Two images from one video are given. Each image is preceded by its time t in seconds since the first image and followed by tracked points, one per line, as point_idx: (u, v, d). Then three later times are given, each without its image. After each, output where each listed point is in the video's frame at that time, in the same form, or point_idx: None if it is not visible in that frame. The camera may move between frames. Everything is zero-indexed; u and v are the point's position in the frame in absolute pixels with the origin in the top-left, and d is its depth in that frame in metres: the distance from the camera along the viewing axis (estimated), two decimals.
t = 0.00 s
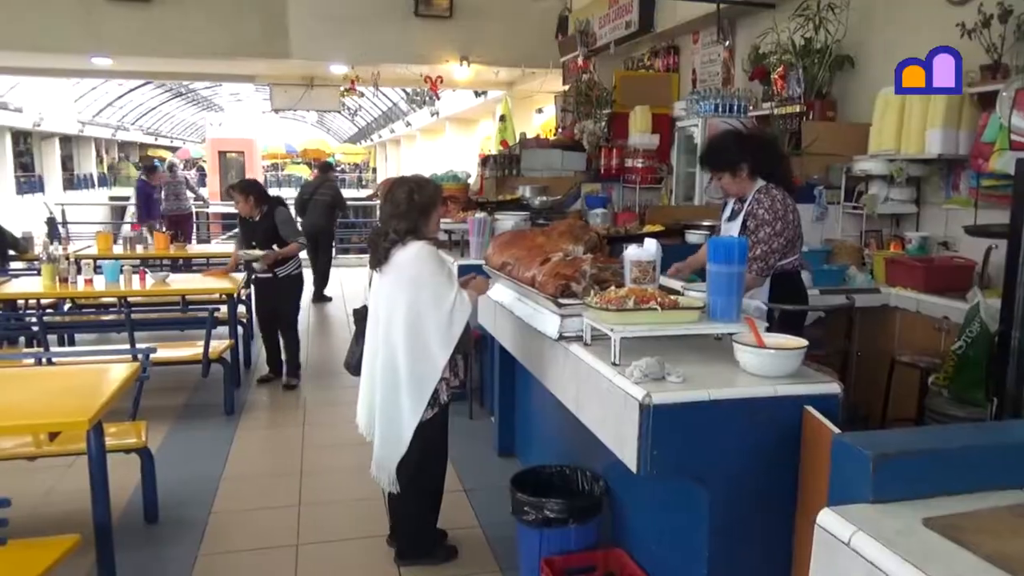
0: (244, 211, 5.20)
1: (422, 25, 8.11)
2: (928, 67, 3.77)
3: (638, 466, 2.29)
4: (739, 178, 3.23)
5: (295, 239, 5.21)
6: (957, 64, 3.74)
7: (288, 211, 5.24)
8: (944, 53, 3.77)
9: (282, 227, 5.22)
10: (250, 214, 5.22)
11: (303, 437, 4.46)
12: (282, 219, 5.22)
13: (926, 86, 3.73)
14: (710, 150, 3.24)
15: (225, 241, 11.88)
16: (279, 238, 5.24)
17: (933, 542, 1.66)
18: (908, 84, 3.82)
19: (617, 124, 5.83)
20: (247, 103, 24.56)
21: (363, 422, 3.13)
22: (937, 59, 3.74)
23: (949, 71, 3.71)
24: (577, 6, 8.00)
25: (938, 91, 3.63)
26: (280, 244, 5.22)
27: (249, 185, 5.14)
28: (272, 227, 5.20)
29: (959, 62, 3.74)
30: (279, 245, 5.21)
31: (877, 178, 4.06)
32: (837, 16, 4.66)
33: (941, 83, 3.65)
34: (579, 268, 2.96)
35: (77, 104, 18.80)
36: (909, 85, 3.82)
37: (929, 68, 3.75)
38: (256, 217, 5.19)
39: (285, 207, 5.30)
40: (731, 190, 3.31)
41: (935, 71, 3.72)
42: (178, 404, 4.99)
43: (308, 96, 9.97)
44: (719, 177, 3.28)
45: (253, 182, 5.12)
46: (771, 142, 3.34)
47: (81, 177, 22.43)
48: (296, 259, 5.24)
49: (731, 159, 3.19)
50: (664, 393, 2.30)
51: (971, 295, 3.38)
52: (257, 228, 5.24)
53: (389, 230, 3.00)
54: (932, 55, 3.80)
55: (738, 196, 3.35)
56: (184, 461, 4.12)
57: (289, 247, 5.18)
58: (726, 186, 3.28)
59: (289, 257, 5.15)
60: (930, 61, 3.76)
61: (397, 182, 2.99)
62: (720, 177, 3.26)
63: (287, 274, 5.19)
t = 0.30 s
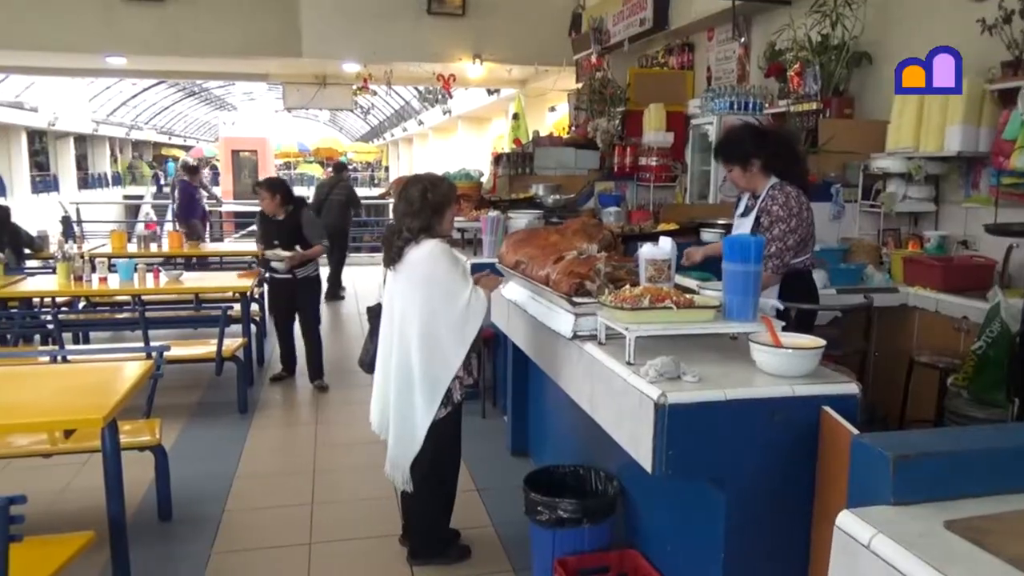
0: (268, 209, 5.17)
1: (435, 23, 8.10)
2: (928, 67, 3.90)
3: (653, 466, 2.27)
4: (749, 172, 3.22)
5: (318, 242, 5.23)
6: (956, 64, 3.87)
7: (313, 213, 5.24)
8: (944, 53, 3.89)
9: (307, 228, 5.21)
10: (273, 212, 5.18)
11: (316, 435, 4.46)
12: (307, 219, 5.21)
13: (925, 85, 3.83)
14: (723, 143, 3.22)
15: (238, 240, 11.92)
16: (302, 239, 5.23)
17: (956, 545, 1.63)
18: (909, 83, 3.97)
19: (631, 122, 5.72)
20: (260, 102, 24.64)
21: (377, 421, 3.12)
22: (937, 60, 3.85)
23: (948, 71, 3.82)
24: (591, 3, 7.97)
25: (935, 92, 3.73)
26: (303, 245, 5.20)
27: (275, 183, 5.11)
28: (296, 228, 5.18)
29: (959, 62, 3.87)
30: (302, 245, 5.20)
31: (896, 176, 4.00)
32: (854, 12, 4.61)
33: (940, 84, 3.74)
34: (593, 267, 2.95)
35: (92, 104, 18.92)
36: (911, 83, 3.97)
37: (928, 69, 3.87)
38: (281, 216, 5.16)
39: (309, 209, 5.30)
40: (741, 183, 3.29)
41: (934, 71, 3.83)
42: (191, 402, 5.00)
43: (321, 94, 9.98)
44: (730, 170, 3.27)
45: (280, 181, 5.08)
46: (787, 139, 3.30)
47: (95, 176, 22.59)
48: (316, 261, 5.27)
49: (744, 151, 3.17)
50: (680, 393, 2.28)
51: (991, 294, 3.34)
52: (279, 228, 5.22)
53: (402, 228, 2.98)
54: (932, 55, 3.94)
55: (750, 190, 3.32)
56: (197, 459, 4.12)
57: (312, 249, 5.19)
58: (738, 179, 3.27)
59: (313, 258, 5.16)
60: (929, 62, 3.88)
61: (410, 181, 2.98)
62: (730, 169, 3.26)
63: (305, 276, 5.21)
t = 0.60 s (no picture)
0: (306, 208, 5.08)
1: (446, 22, 8.08)
2: (928, 67, 4.02)
3: (669, 466, 2.25)
4: (764, 164, 3.20)
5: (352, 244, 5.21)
6: (955, 64, 3.97)
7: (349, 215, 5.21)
8: (945, 53, 3.98)
9: (343, 229, 5.18)
10: (311, 212, 5.09)
11: (329, 435, 4.46)
12: (344, 222, 5.17)
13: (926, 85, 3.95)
14: (738, 135, 3.21)
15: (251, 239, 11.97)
16: (336, 240, 5.18)
17: (978, 546, 1.60)
18: (911, 83, 4.13)
19: (644, 119, 5.73)
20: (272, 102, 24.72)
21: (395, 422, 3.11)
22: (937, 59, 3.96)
23: (948, 70, 3.93)
24: None
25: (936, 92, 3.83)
26: (337, 246, 5.16)
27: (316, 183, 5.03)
28: (334, 229, 5.13)
29: (959, 61, 3.96)
30: (337, 247, 5.17)
31: (913, 171, 3.96)
32: (870, 6, 4.57)
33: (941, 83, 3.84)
34: (607, 266, 2.93)
35: (105, 105, 19.03)
36: (912, 83, 4.13)
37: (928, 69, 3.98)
38: (320, 217, 5.09)
39: (343, 210, 5.25)
40: (755, 176, 3.28)
41: (934, 71, 3.95)
42: (205, 402, 5.01)
43: (333, 93, 9.99)
44: (744, 161, 3.26)
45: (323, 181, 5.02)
46: (803, 134, 3.27)
47: (109, 177, 22.76)
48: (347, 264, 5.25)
49: (759, 143, 3.16)
50: (696, 392, 2.25)
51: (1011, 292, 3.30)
52: (315, 228, 5.14)
53: (416, 228, 2.97)
54: (932, 55, 4.04)
55: (764, 183, 3.29)
56: (211, 459, 4.13)
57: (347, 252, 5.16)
58: (753, 172, 3.26)
59: (349, 261, 5.14)
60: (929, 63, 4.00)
61: (423, 180, 2.98)
62: (744, 160, 3.26)
63: (338, 278, 5.19)
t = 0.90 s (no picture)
0: (335, 211, 4.95)
1: (458, 23, 8.08)
2: (928, 67, 4.15)
3: (681, 471, 2.23)
4: (773, 165, 3.17)
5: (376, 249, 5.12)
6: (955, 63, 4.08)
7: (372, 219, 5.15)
8: (945, 53, 4.10)
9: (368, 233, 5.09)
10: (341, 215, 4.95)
11: (340, 437, 4.46)
12: (371, 225, 5.09)
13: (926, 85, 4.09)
14: (749, 133, 3.17)
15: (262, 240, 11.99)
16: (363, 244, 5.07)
17: (996, 553, 1.58)
18: (912, 84, 4.28)
19: (657, 120, 5.76)
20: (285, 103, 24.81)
21: (411, 423, 3.11)
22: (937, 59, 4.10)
23: (948, 70, 4.08)
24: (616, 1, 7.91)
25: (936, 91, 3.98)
26: (365, 250, 5.05)
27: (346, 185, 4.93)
28: (363, 231, 5.03)
29: (959, 61, 4.04)
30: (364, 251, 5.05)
31: (929, 173, 3.92)
32: (886, 6, 4.53)
33: (941, 82, 4.03)
34: (619, 268, 2.92)
35: (119, 105, 19.13)
36: (913, 83, 4.28)
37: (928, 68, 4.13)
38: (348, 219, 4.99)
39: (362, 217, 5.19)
40: (764, 177, 3.24)
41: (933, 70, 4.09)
42: (216, 403, 5.01)
43: (345, 94, 10.00)
44: (754, 160, 3.22)
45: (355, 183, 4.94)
46: (817, 135, 3.24)
47: (122, 177, 22.89)
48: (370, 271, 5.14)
49: (769, 143, 3.13)
50: (708, 395, 2.23)
51: None
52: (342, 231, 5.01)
53: (428, 229, 2.96)
54: (932, 56, 4.16)
55: (773, 183, 3.25)
56: (223, 459, 4.14)
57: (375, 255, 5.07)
58: (763, 172, 3.21)
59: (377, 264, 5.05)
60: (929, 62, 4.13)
61: (434, 182, 2.97)
62: (754, 160, 3.22)
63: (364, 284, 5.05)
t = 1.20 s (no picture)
0: (362, 216, 4.77)
1: (471, 24, 8.07)
2: (928, 67, 4.20)
3: (696, 474, 2.20)
4: (784, 163, 3.11)
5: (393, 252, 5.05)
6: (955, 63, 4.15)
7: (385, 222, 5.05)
8: (945, 53, 4.16)
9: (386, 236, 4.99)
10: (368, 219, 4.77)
11: (352, 439, 4.45)
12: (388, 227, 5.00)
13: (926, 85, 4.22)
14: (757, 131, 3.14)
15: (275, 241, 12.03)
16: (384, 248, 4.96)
17: (1016, 560, 1.55)
18: (911, 84, 4.25)
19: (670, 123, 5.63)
20: (298, 104, 24.89)
21: (427, 425, 3.10)
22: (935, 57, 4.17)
23: (948, 70, 4.16)
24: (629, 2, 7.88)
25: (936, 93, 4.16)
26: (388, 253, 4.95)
27: (373, 189, 4.75)
28: (386, 235, 4.93)
29: (960, 60, 4.14)
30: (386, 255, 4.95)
31: (947, 175, 3.88)
32: (903, 7, 4.49)
33: (941, 81, 4.15)
34: (634, 270, 2.90)
35: (134, 107, 19.27)
36: (912, 83, 4.25)
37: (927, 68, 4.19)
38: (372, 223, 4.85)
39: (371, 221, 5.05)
40: (770, 176, 3.19)
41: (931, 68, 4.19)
42: (229, 403, 5.03)
43: (358, 96, 10.02)
44: (763, 158, 3.17)
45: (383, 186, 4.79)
46: (824, 139, 3.22)
47: (136, 179, 23.03)
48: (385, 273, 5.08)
49: (780, 141, 3.09)
50: (723, 399, 2.21)
51: None
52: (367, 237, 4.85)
53: (441, 231, 2.96)
54: (931, 55, 4.20)
55: (779, 184, 3.21)
56: (235, 460, 4.14)
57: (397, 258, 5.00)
58: (771, 170, 3.17)
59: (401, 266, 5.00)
60: (927, 62, 4.20)
61: (446, 184, 2.97)
62: (763, 157, 3.16)
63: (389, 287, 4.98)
